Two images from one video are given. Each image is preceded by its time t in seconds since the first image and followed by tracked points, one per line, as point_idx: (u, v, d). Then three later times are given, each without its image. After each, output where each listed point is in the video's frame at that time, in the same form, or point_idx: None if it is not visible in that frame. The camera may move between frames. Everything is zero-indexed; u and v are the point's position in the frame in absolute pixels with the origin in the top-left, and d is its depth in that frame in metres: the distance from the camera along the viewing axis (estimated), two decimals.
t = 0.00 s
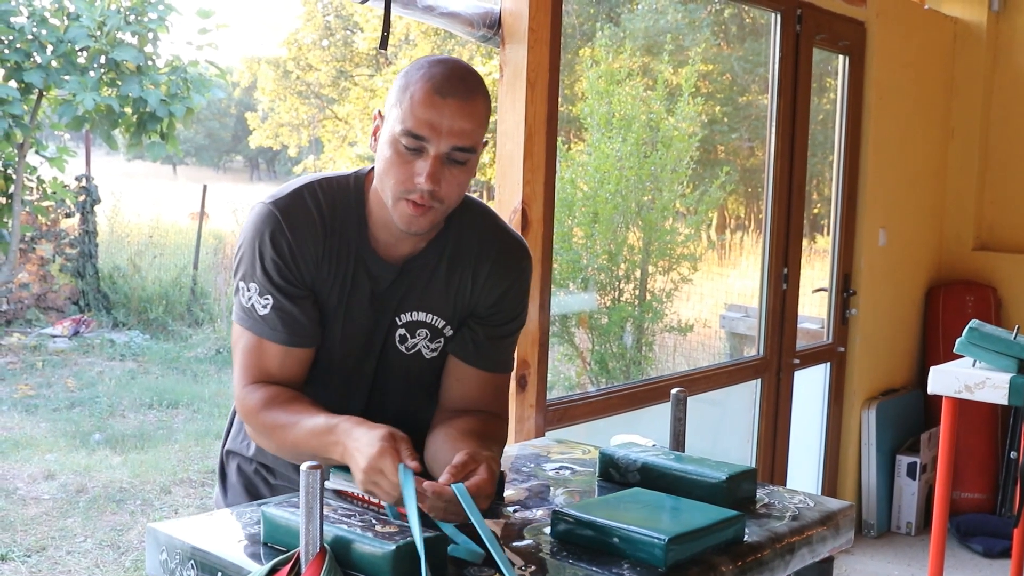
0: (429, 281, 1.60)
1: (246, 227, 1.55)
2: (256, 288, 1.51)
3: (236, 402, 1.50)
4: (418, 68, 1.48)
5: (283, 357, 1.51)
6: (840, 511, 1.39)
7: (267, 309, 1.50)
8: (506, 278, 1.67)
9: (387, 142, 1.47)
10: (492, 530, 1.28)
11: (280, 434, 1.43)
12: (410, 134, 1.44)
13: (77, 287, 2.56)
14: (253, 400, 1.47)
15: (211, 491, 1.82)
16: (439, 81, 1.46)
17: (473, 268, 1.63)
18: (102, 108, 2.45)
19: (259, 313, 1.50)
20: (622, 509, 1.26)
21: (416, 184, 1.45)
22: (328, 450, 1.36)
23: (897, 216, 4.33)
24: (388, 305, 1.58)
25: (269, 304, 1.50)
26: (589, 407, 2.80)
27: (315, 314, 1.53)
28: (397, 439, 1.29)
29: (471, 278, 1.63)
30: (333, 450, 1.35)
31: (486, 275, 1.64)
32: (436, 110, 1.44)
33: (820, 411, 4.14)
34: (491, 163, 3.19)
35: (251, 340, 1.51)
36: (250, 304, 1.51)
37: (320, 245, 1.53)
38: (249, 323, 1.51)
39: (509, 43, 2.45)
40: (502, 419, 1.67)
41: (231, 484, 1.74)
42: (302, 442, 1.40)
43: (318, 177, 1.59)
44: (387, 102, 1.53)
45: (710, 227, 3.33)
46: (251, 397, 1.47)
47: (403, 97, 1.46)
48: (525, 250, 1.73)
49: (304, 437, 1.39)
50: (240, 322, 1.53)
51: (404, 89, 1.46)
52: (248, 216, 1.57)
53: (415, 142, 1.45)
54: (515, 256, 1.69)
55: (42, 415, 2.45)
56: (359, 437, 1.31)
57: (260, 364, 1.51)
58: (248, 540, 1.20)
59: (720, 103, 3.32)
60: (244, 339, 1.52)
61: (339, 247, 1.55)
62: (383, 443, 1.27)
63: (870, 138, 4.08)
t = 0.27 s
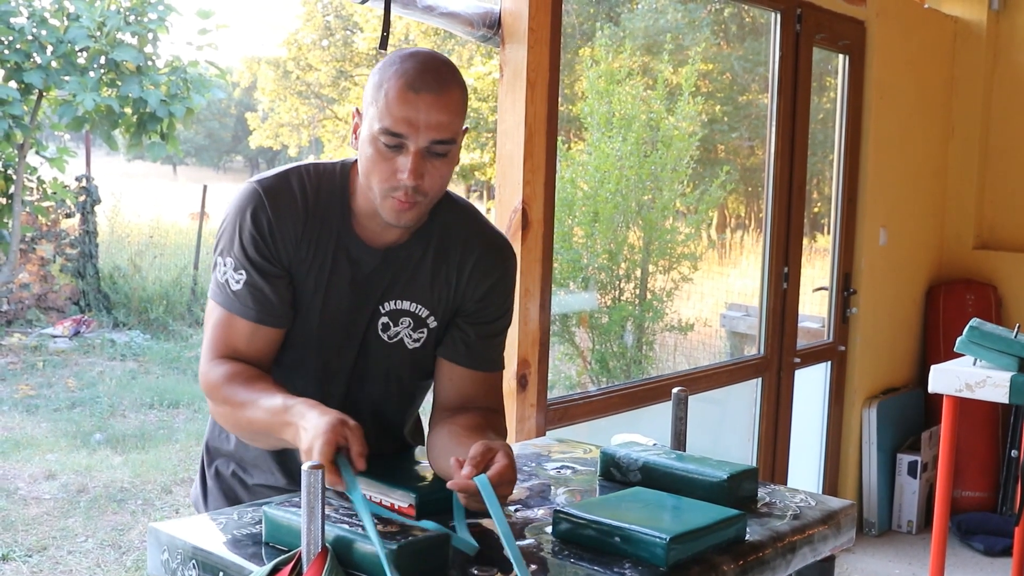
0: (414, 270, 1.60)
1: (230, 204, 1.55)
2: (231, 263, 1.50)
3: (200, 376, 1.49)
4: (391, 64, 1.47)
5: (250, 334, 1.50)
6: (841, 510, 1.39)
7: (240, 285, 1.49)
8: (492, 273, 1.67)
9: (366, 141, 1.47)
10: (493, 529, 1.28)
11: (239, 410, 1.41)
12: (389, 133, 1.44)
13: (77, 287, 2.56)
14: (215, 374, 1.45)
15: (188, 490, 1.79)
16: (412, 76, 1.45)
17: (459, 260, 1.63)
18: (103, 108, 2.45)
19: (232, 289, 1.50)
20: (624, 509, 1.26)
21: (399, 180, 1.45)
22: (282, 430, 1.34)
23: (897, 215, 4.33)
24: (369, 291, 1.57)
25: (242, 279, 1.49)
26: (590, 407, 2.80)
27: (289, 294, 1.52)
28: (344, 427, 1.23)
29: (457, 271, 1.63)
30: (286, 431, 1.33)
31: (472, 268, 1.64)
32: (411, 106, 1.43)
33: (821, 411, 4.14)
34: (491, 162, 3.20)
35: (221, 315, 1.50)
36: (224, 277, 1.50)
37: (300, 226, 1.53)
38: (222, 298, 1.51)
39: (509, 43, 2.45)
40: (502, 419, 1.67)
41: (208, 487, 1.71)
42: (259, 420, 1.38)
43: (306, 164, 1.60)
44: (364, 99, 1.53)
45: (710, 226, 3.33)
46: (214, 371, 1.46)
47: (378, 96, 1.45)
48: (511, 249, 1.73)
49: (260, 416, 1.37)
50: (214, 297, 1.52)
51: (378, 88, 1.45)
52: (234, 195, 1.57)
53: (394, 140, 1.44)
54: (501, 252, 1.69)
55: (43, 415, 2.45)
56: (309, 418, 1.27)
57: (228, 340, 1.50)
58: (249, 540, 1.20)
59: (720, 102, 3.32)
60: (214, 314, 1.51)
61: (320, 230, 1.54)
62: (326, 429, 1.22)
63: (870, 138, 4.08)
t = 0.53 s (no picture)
0: (401, 268, 1.60)
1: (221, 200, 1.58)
2: (216, 255, 1.52)
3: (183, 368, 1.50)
4: (377, 57, 1.49)
5: (230, 327, 1.50)
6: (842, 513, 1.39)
7: (222, 277, 1.50)
8: (483, 272, 1.66)
9: (354, 133, 1.47)
10: (494, 532, 1.28)
11: (214, 404, 1.41)
12: (375, 123, 1.44)
13: (77, 290, 2.56)
14: (195, 365, 1.46)
15: (179, 503, 1.79)
16: (398, 67, 1.46)
17: (448, 257, 1.62)
18: (103, 111, 2.46)
19: (215, 281, 1.51)
20: (625, 512, 1.26)
21: (387, 169, 1.45)
22: (255, 427, 1.33)
23: (897, 216, 4.33)
24: (356, 287, 1.57)
25: (224, 271, 1.50)
26: (590, 409, 2.80)
27: (271, 289, 1.53)
28: (320, 421, 1.21)
29: (446, 269, 1.62)
30: (259, 427, 1.32)
31: (462, 266, 1.63)
32: (397, 95, 1.44)
33: (821, 412, 4.14)
34: (491, 164, 3.20)
35: (203, 308, 1.51)
36: (208, 269, 1.52)
37: (285, 222, 1.54)
38: (206, 291, 1.52)
39: (509, 45, 2.45)
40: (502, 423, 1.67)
41: (196, 497, 1.71)
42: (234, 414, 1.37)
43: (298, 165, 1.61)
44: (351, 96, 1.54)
45: (710, 228, 3.33)
46: (195, 363, 1.46)
47: (364, 87, 1.46)
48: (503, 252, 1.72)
49: (234, 410, 1.37)
50: (198, 290, 1.53)
51: (365, 80, 1.46)
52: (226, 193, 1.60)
53: (381, 129, 1.45)
54: (493, 254, 1.68)
55: (44, 418, 2.45)
56: (284, 416, 1.25)
57: (208, 333, 1.50)
58: (250, 544, 1.20)
59: (720, 104, 3.32)
60: (198, 307, 1.52)
61: (305, 226, 1.55)
62: (303, 426, 1.20)
63: (870, 139, 4.08)
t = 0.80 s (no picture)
0: (406, 270, 1.60)
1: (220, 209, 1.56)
2: (221, 264, 1.50)
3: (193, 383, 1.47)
4: (376, 58, 1.49)
5: (240, 336, 1.49)
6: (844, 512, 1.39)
7: (230, 285, 1.49)
8: (485, 270, 1.67)
9: (355, 133, 1.47)
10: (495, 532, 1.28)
11: (233, 415, 1.40)
12: (377, 122, 1.44)
13: (78, 290, 2.56)
14: (208, 379, 1.44)
15: (181, 507, 1.79)
16: (398, 66, 1.46)
17: (451, 258, 1.63)
18: (104, 111, 2.46)
19: (222, 289, 1.49)
20: (626, 511, 1.26)
21: (388, 169, 1.45)
22: (282, 435, 1.34)
23: (898, 216, 4.33)
24: (361, 291, 1.57)
25: (231, 279, 1.49)
26: (591, 409, 2.80)
27: (279, 295, 1.52)
28: (352, 417, 1.26)
29: (450, 270, 1.63)
30: (289, 436, 1.33)
31: (465, 266, 1.64)
32: (398, 93, 1.44)
33: (822, 412, 4.14)
34: (492, 164, 3.20)
35: (211, 317, 1.50)
36: (214, 279, 1.50)
37: (289, 226, 1.53)
38: (212, 300, 1.50)
39: (510, 45, 2.45)
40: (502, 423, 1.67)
41: (198, 502, 1.70)
42: (257, 424, 1.37)
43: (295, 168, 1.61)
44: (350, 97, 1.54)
45: (711, 228, 3.33)
46: (206, 376, 1.44)
47: (364, 87, 1.46)
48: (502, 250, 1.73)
49: (257, 420, 1.37)
50: (203, 299, 1.52)
51: (365, 79, 1.47)
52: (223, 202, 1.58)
53: (381, 128, 1.45)
54: (494, 253, 1.69)
55: (45, 417, 2.45)
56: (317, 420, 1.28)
57: (218, 343, 1.49)
58: (252, 543, 1.20)
59: (721, 104, 3.32)
60: (205, 318, 1.50)
61: (310, 230, 1.54)
62: (341, 426, 1.24)
63: (871, 139, 4.08)
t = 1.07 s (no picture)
0: (415, 271, 1.60)
1: (229, 216, 1.55)
2: (237, 270, 1.50)
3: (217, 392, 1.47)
4: (381, 58, 1.49)
5: (263, 340, 1.49)
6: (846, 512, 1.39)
7: (247, 289, 1.49)
8: (492, 271, 1.67)
9: (361, 134, 1.48)
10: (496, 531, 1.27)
11: (269, 418, 1.41)
12: (382, 122, 1.45)
13: (80, 289, 2.55)
14: (237, 387, 1.44)
15: (189, 509, 1.79)
16: (403, 66, 1.47)
17: (459, 259, 1.63)
18: (105, 110, 2.48)
19: (239, 294, 1.49)
20: (629, 511, 1.26)
21: (394, 170, 1.45)
22: (331, 434, 1.36)
23: (900, 216, 4.33)
24: (373, 293, 1.57)
25: (249, 283, 1.49)
26: (592, 409, 2.80)
27: (296, 297, 1.52)
28: (408, 410, 1.29)
29: (458, 271, 1.63)
30: (338, 436, 1.35)
31: (473, 267, 1.65)
32: (404, 93, 1.44)
33: (824, 412, 4.14)
34: (493, 164, 3.20)
35: (229, 323, 1.49)
36: (232, 285, 1.50)
37: (301, 228, 1.53)
38: (228, 305, 1.50)
39: (512, 45, 2.45)
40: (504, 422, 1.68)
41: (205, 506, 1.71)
42: (299, 423, 1.39)
43: (300, 170, 1.61)
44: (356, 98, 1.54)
45: (712, 228, 3.33)
46: (233, 384, 1.44)
47: (370, 87, 1.47)
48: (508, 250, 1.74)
49: (299, 419, 1.39)
50: (218, 305, 1.51)
51: (372, 79, 1.47)
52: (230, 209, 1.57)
53: (387, 129, 1.45)
54: (500, 253, 1.70)
55: (47, 417, 2.45)
56: (370, 417, 1.30)
57: (239, 348, 1.48)
58: (255, 542, 1.20)
59: (722, 104, 3.32)
60: (225, 325, 1.50)
61: (322, 232, 1.54)
62: (402, 421, 1.26)
63: (872, 139, 4.08)
